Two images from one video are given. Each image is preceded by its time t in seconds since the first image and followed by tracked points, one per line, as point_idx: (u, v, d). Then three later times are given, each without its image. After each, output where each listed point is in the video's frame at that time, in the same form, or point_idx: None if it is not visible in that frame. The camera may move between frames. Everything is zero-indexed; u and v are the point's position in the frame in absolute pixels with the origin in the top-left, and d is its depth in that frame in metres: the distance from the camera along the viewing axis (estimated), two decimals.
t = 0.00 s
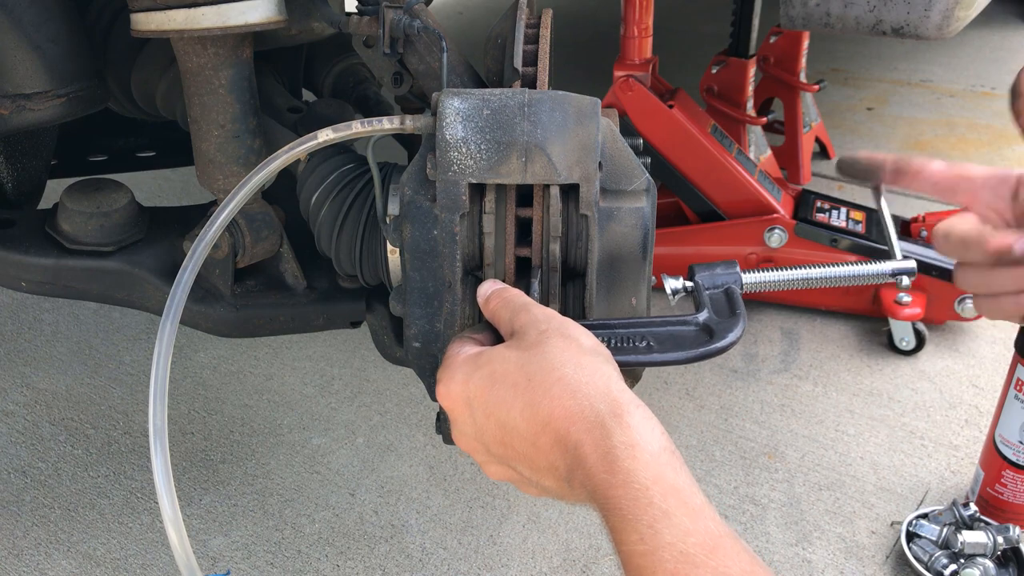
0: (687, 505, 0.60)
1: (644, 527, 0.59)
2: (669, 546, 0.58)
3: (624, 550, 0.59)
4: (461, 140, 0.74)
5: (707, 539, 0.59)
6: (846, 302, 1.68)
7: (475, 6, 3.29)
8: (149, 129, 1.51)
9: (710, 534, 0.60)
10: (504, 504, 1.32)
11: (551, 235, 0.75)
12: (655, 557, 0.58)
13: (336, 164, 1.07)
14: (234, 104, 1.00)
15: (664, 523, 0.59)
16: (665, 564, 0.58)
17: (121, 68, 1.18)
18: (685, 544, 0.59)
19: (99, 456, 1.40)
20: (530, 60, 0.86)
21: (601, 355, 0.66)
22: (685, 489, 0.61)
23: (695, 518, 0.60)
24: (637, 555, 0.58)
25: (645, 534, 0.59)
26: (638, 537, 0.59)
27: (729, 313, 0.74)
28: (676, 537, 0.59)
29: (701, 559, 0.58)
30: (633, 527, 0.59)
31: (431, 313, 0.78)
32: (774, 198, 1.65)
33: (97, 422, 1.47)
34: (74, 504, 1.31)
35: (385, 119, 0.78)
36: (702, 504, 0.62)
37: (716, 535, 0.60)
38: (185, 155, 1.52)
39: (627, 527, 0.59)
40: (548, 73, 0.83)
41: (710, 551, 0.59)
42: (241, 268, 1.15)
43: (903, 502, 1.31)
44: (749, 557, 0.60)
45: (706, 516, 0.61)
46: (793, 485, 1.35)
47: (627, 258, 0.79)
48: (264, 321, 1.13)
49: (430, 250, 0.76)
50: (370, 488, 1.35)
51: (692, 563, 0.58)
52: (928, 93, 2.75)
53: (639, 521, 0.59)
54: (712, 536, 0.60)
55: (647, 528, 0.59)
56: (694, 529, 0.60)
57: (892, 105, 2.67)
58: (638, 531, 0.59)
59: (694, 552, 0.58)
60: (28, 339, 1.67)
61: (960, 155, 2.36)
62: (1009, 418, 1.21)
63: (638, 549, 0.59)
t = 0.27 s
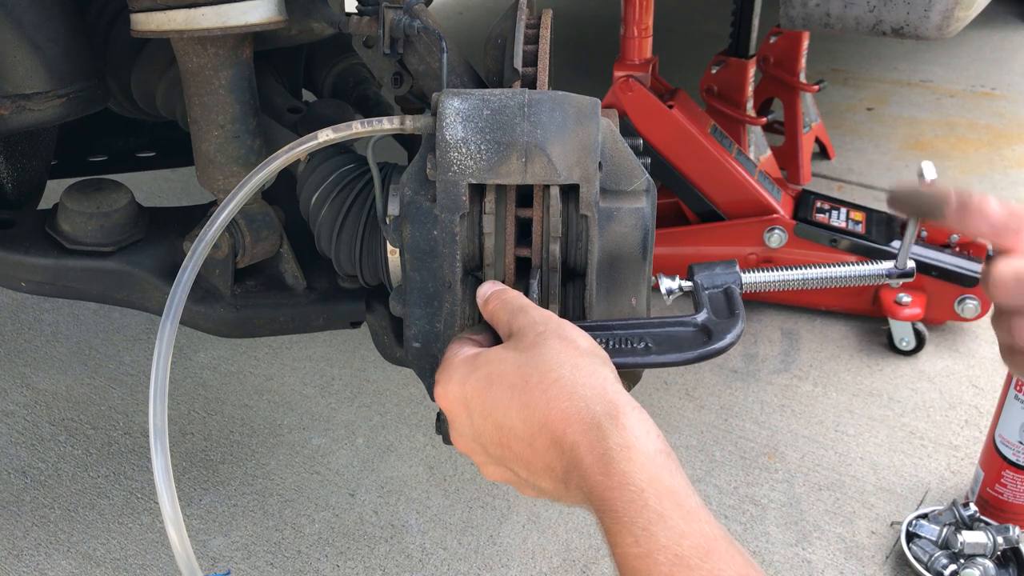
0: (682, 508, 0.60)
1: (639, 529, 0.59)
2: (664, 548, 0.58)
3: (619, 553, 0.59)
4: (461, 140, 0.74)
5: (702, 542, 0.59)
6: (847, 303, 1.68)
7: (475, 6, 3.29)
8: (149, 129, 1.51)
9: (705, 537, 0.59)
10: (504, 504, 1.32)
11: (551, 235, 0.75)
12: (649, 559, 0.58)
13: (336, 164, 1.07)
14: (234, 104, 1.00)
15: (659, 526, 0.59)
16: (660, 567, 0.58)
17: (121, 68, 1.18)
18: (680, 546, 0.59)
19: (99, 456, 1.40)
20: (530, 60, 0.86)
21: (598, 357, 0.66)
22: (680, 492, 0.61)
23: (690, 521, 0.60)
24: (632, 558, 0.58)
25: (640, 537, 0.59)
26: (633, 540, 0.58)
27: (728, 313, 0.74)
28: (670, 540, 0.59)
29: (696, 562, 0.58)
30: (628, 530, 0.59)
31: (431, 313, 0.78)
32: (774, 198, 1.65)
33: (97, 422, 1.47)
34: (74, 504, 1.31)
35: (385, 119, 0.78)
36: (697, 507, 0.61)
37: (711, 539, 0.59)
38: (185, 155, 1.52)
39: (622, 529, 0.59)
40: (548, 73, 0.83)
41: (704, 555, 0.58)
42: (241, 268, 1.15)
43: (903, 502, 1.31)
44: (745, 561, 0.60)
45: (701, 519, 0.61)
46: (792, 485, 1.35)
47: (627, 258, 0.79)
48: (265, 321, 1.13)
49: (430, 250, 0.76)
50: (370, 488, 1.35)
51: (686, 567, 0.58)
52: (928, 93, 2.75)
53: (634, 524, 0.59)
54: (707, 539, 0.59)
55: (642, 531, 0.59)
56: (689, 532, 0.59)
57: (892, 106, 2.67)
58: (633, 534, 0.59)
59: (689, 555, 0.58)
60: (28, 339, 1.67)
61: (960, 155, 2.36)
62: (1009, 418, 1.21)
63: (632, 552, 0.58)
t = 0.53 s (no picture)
0: (681, 509, 0.59)
1: (638, 531, 0.58)
2: (663, 550, 0.57)
3: (618, 555, 0.58)
4: (461, 140, 0.74)
5: (702, 544, 0.58)
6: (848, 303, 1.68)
7: (475, 6, 3.29)
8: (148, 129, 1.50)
9: (705, 538, 0.58)
10: (504, 504, 1.32)
11: (551, 235, 0.75)
12: (648, 561, 0.57)
13: (336, 164, 1.07)
14: (234, 104, 1.00)
15: (659, 527, 0.58)
16: (659, 569, 0.57)
17: (121, 68, 1.18)
18: (680, 548, 0.58)
19: (99, 456, 1.40)
20: (530, 60, 0.86)
21: (599, 357, 0.66)
22: (680, 493, 0.60)
23: (690, 523, 0.59)
24: (631, 559, 0.58)
25: (639, 538, 0.58)
26: (632, 541, 0.58)
27: (729, 313, 0.74)
28: (670, 541, 0.58)
29: (696, 563, 0.57)
30: (627, 531, 0.58)
31: (431, 312, 0.78)
32: (774, 198, 1.65)
33: (97, 422, 1.47)
34: (74, 504, 1.31)
35: (386, 119, 0.78)
36: (697, 508, 0.61)
37: (711, 540, 0.58)
38: (185, 154, 1.52)
39: (621, 530, 0.58)
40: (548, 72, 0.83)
41: (704, 557, 0.57)
42: (242, 268, 1.15)
43: (903, 502, 1.31)
44: (745, 563, 0.59)
45: (702, 521, 0.60)
46: (793, 485, 1.35)
47: (627, 258, 0.79)
48: (265, 321, 1.13)
49: (430, 250, 0.76)
50: (370, 488, 1.35)
51: (686, 569, 0.57)
52: (928, 93, 2.75)
53: (633, 525, 0.58)
54: (707, 541, 0.58)
55: (641, 532, 0.58)
56: (689, 534, 0.58)
57: (892, 105, 2.67)
58: (632, 535, 0.58)
59: (688, 556, 0.57)
60: (28, 339, 1.67)
61: (960, 155, 2.36)
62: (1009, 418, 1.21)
63: (631, 553, 0.58)
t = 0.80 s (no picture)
0: (684, 506, 0.60)
1: (641, 527, 0.58)
2: (666, 546, 0.58)
3: (620, 551, 0.58)
4: (461, 140, 0.74)
5: (705, 540, 0.58)
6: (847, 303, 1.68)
7: (475, 6, 3.29)
8: (148, 129, 1.50)
9: (707, 535, 0.59)
10: (504, 504, 1.32)
11: (551, 235, 0.75)
12: (651, 557, 0.57)
13: (336, 164, 1.07)
14: (234, 104, 1.00)
15: (661, 524, 0.58)
16: (662, 565, 0.57)
17: (121, 68, 1.18)
18: (682, 545, 0.58)
19: (99, 457, 1.40)
20: (530, 60, 0.86)
21: (601, 355, 0.66)
22: (683, 490, 0.60)
23: (693, 520, 0.60)
24: (634, 557, 0.58)
25: (642, 534, 0.58)
26: (635, 537, 0.58)
27: (729, 316, 0.74)
28: (672, 537, 0.58)
29: (698, 560, 0.57)
30: (630, 528, 0.58)
31: (431, 313, 0.78)
32: (774, 198, 1.65)
33: (97, 422, 1.47)
34: (74, 504, 1.31)
35: (385, 119, 0.78)
36: (699, 505, 0.61)
37: (713, 537, 0.59)
38: (185, 155, 1.52)
39: (624, 527, 0.59)
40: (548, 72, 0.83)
41: (706, 553, 0.58)
42: (241, 268, 1.15)
43: (903, 502, 1.31)
44: (747, 559, 0.59)
45: (705, 518, 0.60)
46: (793, 485, 1.35)
47: (627, 258, 0.79)
48: (265, 321, 1.13)
49: (430, 250, 0.76)
50: (370, 488, 1.35)
51: (689, 565, 0.57)
52: (928, 93, 2.75)
53: (635, 521, 0.59)
54: (710, 537, 0.59)
55: (644, 529, 0.58)
56: (691, 530, 0.59)
57: (892, 105, 2.67)
58: (634, 531, 0.58)
59: (691, 553, 0.58)
60: (28, 339, 1.67)
61: (960, 155, 2.36)
62: (1009, 418, 1.21)
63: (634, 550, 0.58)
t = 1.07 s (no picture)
0: (691, 506, 0.60)
1: (648, 527, 0.59)
2: (673, 546, 0.58)
3: (628, 551, 0.59)
4: (461, 140, 0.74)
5: (712, 540, 0.59)
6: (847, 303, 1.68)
7: (475, 6, 3.28)
8: (148, 129, 1.50)
9: (715, 535, 0.60)
10: (504, 504, 1.32)
11: (551, 235, 0.75)
12: (659, 556, 0.58)
13: (336, 164, 1.07)
14: (234, 104, 1.00)
15: (669, 524, 0.59)
16: (670, 564, 0.58)
17: (121, 68, 1.18)
18: (690, 544, 0.59)
19: (99, 456, 1.40)
20: (530, 60, 0.86)
21: (606, 355, 0.66)
22: (689, 490, 0.61)
23: (700, 519, 0.60)
24: (641, 555, 0.58)
25: (649, 534, 0.59)
26: (643, 537, 0.59)
27: (730, 314, 0.74)
28: (680, 537, 0.59)
29: (706, 559, 0.58)
30: (637, 528, 0.59)
31: (431, 313, 0.78)
32: (774, 198, 1.65)
33: (97, 422, 1.47)
34: (74, 504, 1.31)
35: (385, 119, 0.78)
36: (706, 505, 0.61)
37: (721, 536, 0.59)
38: (185, 155, 1.52)
39: (632, 526, 0.59)
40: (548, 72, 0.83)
41: (714, 552, 0.58)
42: (242, 268, 1.15)
43: (903, 502, 1.31)
44: (754, 558, 0.60)
45: (712, 518, 0.61)
46: (793, 485, 1.35)
47: (627, 258, 0.79)
48: (265, 321, 1.13)
49: (430, 250, 0.76)
50: (370, 488, 1.35)
51: (697, 564, 0.58)
52: (928, 93, 2.75)
53: (644, 521, 0.59)
54: (717, 536, 0.59)
55: (652, 528, 0.59)
56: (699, 530, 0.59)
57: (892, 105, 2.67)
58: (643, 531, 0.59)
59: (698, 552, 0.58)
60: (27, 338, 1.67)
61: (960, 155, 2.36)
62: (1009, 418, 1.21)
63: (642, 549, 0.58)
